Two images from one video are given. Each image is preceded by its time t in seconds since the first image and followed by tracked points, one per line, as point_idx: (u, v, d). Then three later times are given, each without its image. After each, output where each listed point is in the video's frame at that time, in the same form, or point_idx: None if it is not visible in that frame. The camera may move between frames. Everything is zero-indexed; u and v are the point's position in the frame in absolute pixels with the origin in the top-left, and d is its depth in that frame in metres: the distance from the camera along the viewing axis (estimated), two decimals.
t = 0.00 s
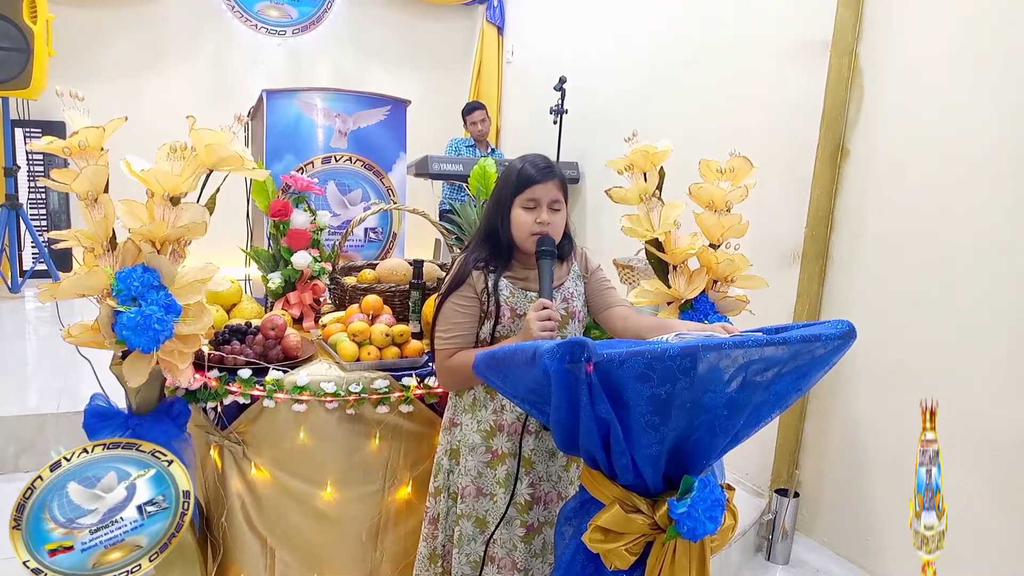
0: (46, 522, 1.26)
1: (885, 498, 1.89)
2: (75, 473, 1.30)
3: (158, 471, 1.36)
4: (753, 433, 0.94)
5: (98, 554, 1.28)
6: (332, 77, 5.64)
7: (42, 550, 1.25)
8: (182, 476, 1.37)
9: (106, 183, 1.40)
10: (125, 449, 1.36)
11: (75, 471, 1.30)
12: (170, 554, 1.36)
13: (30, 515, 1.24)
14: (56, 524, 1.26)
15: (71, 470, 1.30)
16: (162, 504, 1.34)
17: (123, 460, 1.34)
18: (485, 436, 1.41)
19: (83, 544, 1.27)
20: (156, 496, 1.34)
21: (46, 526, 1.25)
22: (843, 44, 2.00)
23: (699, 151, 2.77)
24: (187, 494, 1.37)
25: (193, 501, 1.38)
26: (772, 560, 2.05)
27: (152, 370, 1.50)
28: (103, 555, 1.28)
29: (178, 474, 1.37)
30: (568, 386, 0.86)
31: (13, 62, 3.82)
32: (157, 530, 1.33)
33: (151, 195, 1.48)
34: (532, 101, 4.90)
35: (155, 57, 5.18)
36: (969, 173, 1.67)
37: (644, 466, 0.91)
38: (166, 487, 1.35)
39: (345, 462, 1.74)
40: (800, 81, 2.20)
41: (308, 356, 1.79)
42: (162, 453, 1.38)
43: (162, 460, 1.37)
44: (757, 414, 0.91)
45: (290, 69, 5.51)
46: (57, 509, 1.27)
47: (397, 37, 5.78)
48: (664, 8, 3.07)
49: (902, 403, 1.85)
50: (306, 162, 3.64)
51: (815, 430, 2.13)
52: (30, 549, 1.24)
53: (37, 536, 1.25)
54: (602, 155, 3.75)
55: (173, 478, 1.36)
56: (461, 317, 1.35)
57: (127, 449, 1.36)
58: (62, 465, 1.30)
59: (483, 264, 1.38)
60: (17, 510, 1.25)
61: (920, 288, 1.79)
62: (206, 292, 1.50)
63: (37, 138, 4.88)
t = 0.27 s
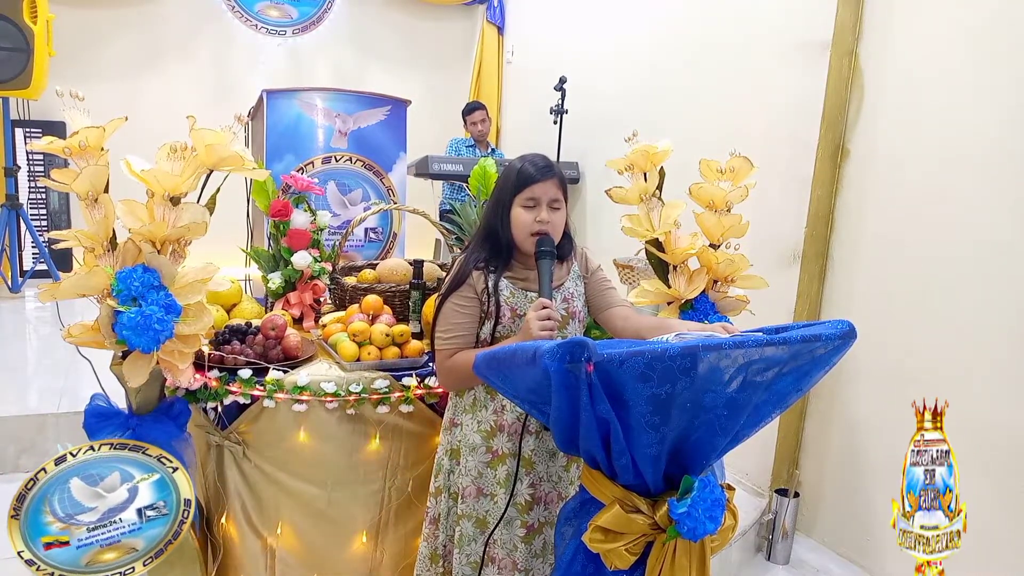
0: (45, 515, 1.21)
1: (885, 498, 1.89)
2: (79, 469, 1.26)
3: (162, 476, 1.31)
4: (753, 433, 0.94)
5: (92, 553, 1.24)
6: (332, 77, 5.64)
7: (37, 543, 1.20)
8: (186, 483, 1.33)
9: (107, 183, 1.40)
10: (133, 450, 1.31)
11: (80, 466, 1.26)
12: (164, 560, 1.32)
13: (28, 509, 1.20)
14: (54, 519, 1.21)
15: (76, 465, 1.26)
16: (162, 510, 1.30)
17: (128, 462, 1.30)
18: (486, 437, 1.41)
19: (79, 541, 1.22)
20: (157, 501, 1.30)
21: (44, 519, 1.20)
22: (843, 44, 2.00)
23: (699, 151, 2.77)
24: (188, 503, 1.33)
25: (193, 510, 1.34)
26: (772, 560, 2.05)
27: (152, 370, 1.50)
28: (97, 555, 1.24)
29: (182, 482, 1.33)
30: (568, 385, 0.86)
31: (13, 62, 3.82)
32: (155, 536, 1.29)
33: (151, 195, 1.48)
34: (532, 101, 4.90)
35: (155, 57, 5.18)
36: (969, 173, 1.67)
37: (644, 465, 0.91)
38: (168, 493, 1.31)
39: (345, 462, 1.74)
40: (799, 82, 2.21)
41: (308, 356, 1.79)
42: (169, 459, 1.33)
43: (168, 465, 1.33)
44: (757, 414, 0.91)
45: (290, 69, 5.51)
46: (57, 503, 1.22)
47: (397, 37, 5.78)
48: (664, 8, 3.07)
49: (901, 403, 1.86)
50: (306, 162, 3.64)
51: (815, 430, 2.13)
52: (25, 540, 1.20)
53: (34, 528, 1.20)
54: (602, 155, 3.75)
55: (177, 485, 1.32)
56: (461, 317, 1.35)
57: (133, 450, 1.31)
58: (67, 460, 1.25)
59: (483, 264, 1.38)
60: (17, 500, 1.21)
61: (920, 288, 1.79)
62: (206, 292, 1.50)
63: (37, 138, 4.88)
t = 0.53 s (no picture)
0: (46, 508, 1.29)
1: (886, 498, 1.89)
2: (85, 466, 1.31)
3: (165, 483, 1.36)
4: (753, 433, 0.94)
5: (86, 551, 1.32)
6: (332, 77, 5.64)
7: (34, 534, 1.29)
8: (187, 492, 1.39)
9: (107, 183, 1.40)
10: (137, 453, 1.35)
11: (85, 464, 1.31)
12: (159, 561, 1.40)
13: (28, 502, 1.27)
14: (53, 513, 1.29)
15: (81, 462, 1.31)
16: (161, 516, 1.37)
17: (133, 464, 1.34)
18: (486, 437, 1.41)
19: (76, 538, 1.31)
20: (156, 507, 1.36)
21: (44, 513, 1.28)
22: (843, 44, 2.00)
23: (699, 151, 2.77)
24: (187, 511, 1.39)
25: (191, 517, 1.40)
26: (772, 560, 2.05)
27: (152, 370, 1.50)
28: (92, 552, 1.33)
29: (184, 490, 1.38)
30: (568, 385, 0.86)
31: (13, 62, 3.82)
32: (150, 540, 1.36)
33: (152, 195, 1.47)
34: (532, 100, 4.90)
35: (156, 57, 5.19)
36: (970, 173, 1.67)
37: (645, 465, 0.90)
38: (168, 500, 1.37)
39: (346, 462, 1.74)
40: (800, 82, 2.21)
41: (308, 356, 1.79)
42: (173, 466, 1.37)
43: (172, 472, 1.37)
44: (758, 413, 0.91)
45: (290, 69, 5.51)
46: (58, 498, 1.29)
47: (397, 37, 5.78)
48: (664, 8, 3.07)
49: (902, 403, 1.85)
50: (307, 161, 3.64)
51: (815, 430, 2.13)
52: (23, 531, 1.28)
53: (33, 519, 1.28)
54: (602, 155, 3.75)
55: (177, 493, 1.38)
56: (461, 318, 1.35)
57: (139, 454, 1.35)
58: (72, 456, 1.30)
59: (483, 264, 1.38)
60: (18, 490, 1.27)
61: (920, 288, 1.79)
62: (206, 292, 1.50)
63: (38, 138, 4.88)
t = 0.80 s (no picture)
0: (46, 501, 1.27)
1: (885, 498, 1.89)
2: (90, 462, 1.30)
3: (168, 489, 1.34)
4: (753, 433, 0.94)
5: (81, 548, 1.31)
6: (332, 77, 5.64)
7: (31, 526, 1.27)
8: (189, 500, 1.37)
9: (107, 183, 1.40)
10: (144, 456, 1.33)
11: (91, 460, 1.30)
12: (152, 565, 1.38)
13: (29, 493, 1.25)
14: (52, 507, 1.28)
15: (87, 458, 1.30)
16: (160, 521, 1.35)
17: (137, 467, 1.32)
18: (486, 437, 1.41)
19: (73, 534, 1.29)
20: (157, 512, 1.34)
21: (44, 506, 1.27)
22: (843, 44, 2.00)
23: (699, 151, 2.77)
24: (187, 520, 1.37)
25: (190, 527, 1.38)
26: (772, 560, 2.05)
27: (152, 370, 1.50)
28: (87, 550, 1.31)
29: (186, 498, 1.36)
30: (568, 385, 0.86)
31: (13, 62, 3.82)
32: (147, 544, 1.34)
33: (152, 195, 1.47)
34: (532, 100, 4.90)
35: (156, 57, 5.19)
36: (969, 173, 1.67)
37: (645, 465, 0.91)
38: (169, 506, 1.35)
39: (345, 462, 1.74)
40: (799, 82, 2.21)
41: (308, 356, 1.79)
42: (177, 473, 1.35)
43: (176, 478, 1.35)
44: (757, 414, 0.91)
45: (290, 69, 5.51)
46: (59, 492, 1.28)
47: (397, 37, 5.78)
48: (664, 8, 3.07)
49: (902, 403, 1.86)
50: (307, 162, 3.64)
51: (815, 430, 2.13)
52: (20, 521, 1.26)
53: (32, 511, 1.27)
54: (602, 155, 3.75)
55: (179, 500, 1.35)
56: (461, 318, 1.35)
57: (145, 457, 1.33)
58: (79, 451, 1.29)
59: (483, 264, 1.38)
60: (22, 479, 1.26)
61: (920, 288, 1.79)
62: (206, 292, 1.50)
63: (38, 138, 4.88)
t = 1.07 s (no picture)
0: (49, 494, 1.35)
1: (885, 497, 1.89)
2: (95, 461, 1.36)
3: (168, 496, 1.40)
4: (753, 434, 0.94)
5: (77, 544, 1.38)
6: (331, 77, 5.64)
7: (31, 517, 1.36)
8: (187, 510, 1.42)
9: (107, 183, 1.40)
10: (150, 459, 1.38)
11: (96, 460, 1.36)
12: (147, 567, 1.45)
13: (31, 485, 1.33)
14: (53, 501, 1.36)
15: (92, 457, 1.36)
16: (157, 527, 1.41)
17: (142, 471, 1.38)
18: (486, 437, 1.41)
19: (70, 529, 1.37)
20: (155, 518, 1.41)
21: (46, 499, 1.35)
22: (843, 44, 2.00)
23: (699, 151, 2.77)
24: (184, 529, 1.42)
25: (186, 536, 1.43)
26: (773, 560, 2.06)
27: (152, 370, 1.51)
28: (82, 546, 1.39)
29: (185, 507, 1.42)
30: (568, 385, 0.86)
31: (13, 62, 3.82)
32: (142, 548, 1.41)
33: (152, 195, 1.47)
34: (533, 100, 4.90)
35: (156, 57, 5.18)
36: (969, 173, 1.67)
37: (645, 466, 0.91)
38: (168, 513, 1.41)
39: (346, 462, 1.74)
40: (800, 82, 2.21)
41: (308, 356, 1.79)
42: (181, 482, 1.41)
43: (178, 487, 1.41)
44: (758, 414, 0.91)
45: (290, 69, 5.51)
46: (62, 486, 1.35)
47: (397, 37, 5.78)
48: (664, 8, 3.07)
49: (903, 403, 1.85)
50: (307, 162, 3.64)
51: (815, 430, 2.13)
52: (20, 512, 1.35)
53: (35, 502, 1.35)
54: (602, 155, 3.75)
55: (178, 509, 1.41)
56: (461, 318, 1.35)
57: (151, 462, 1.38)
58: (85, 449, 1.35)
59: (483, 264, 1.38)
60: (27, 471, 1.33)
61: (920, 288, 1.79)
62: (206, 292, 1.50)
63: (38, 138, 4.88)
